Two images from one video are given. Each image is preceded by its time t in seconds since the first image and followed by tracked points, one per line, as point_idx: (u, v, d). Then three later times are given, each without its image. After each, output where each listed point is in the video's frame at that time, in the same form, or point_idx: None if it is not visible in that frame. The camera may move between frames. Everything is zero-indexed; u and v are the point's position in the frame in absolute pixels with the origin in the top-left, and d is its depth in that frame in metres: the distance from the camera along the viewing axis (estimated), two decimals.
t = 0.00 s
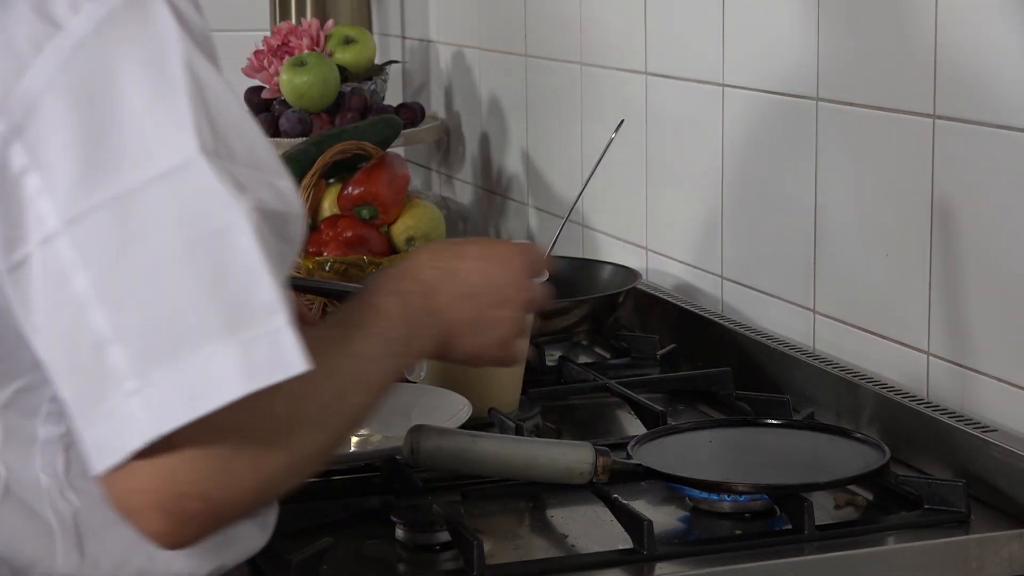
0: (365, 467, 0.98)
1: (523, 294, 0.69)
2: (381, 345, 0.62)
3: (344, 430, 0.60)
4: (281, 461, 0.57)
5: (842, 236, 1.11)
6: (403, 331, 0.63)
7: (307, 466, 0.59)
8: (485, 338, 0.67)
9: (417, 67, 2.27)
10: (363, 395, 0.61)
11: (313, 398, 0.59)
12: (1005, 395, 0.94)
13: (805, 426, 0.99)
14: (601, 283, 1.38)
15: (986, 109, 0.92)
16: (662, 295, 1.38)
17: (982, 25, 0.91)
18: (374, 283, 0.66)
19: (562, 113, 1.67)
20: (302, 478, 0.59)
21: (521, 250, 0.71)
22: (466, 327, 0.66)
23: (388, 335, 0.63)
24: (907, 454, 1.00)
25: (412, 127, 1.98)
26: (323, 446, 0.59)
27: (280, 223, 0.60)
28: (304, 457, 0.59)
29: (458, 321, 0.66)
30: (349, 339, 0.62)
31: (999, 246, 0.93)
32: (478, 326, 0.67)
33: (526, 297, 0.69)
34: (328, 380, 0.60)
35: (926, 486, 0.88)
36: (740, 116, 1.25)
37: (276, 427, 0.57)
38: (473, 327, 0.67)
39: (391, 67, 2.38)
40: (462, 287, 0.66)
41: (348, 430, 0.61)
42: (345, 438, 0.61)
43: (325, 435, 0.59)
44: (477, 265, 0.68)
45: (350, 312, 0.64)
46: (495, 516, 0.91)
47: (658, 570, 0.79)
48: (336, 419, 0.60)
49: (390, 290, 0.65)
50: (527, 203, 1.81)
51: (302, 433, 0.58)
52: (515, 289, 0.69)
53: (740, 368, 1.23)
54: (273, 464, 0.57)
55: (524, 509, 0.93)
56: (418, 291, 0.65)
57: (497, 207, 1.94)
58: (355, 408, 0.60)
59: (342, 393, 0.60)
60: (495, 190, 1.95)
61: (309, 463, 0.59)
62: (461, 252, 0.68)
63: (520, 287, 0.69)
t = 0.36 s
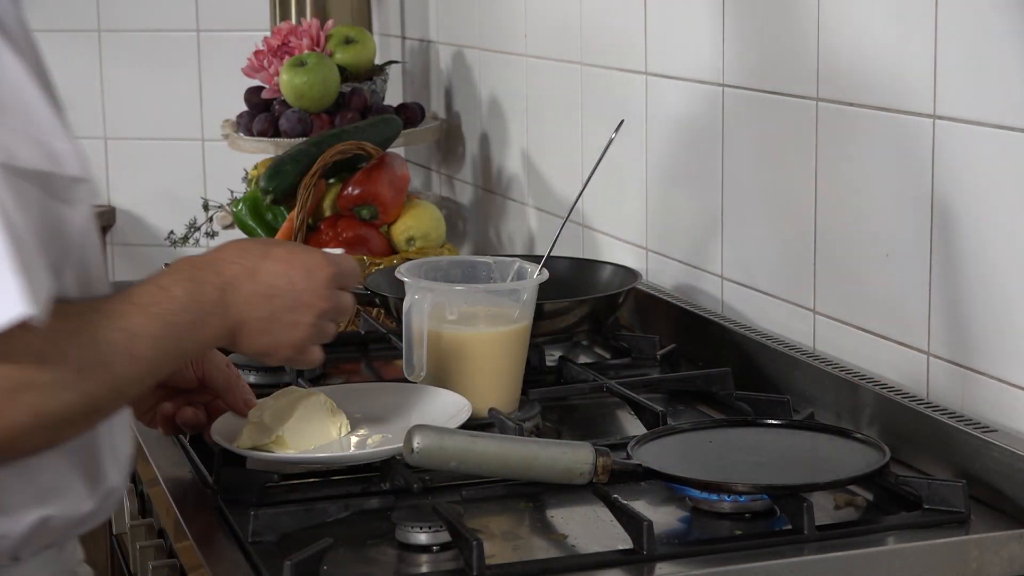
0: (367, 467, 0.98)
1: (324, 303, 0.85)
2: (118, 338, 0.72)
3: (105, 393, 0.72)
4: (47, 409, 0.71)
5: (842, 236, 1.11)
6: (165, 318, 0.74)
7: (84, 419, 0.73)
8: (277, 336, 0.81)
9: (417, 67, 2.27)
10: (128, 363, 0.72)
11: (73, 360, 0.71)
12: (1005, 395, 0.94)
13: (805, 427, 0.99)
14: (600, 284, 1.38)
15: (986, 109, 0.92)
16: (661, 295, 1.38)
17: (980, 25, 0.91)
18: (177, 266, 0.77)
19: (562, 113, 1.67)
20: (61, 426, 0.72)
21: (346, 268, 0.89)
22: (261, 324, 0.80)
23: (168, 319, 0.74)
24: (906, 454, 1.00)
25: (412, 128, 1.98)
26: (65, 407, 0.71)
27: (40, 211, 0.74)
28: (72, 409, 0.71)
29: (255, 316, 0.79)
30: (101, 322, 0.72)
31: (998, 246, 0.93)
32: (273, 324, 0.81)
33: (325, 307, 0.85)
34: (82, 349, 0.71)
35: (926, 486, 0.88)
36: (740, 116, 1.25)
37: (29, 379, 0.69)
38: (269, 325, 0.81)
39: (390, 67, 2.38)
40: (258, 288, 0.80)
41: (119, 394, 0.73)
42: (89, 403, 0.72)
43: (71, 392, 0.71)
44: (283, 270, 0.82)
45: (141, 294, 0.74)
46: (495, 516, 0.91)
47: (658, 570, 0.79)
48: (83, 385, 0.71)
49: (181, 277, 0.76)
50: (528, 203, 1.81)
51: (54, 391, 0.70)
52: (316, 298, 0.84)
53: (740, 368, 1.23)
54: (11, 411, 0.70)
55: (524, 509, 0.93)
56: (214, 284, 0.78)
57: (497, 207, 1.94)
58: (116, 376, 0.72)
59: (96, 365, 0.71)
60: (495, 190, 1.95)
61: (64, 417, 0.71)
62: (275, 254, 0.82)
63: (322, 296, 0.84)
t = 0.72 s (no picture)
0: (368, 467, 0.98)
1: (240, 299, 0.86)
2: None
3: None
4: None
5: (841, 237, 1.11)
6: (45, 303, 0.79)
7: None
8: (182, 328, 0.84)
9: (417, 68, 2.27)
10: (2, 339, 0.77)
11: None
12: (1005, 395, 0.94)
13: (805, 427, 0.99)
14: (600, 284, 1.38)
15: (986, 110, 0.92)
16: (661, 296, 1.38)
17: (979, 25, 0.91)
18: (81, 256, 0.82)
19: (561, 114, 1.67)
20: None
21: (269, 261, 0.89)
22: (166, 316, 0.84)
23: (40, 307, 0.79)
24: (906, 454, 1.00)
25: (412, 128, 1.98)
26: None
27: None
28: None
29: (158, 309, 0.83)
30: None
31: (997, 246, 0.93)
32: (178, 319, 0.84)
33: (241, 304, 0.86)
34: None
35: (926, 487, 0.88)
36: (740, 117, 1.25)
37: None
38: (175, 320, 0.84)
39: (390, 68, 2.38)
40: (159, 283, 0.83)
41: None
42: None
43: None
44: (193, 264, 0.84)
45: (30, 279, 0.80)
46: (495, 516, 0.91)
47: (658, 570, 0.79)
48: None
49: (79, 265, 0.81)
50: (528, 204, 1.81)
51: None
52: (228, 294, 0.85)
53: (740, 368, 1.23)
54: None
55: (524, 510, 0.93)
56: (115, 275, 0.82)
57: (497, 207, 1.94)
58: None
59: None
60: (495, 191, 1.95)
61: None
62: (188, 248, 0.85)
63: (237, 293, 0.86)
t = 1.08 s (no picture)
0: (367, 468, 0.98)
1: (234, 263, 0.84)
2: None
3: None
4: None
5: (842, 237, 1.11)
6: (39, 283, 0.78)
7: None
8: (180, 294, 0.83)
9: (417, 68, 2.27)
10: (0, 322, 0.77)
11: None
12: (1005, 395, 0.94)
13: (805, 427, 0.99)
14: (600, 284, 1.39)
15: (986, 110, 0.92)
16: (662, 296, 1.38)
17: (979, 25, 0.91)
18: (72, 232, 0.81)
19: (561, 114, 1.67)
20: None
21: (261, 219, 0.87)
22: (161, 285, 0.82)
23: (35, 286, 0.78)
24: (906, 454, 1.00)
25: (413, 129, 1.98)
26: None
27: None
28: None
29: (151, 279, 0.82)
30: None
31: (997, 246, 0.93)
32: (174, 286, 0.83)
33: (235, 266, 0.84)
34: None
35: (926, 487, 0.88)
36: (740, 117, 1.25)
37: None
38: (169, 288, 0.82)
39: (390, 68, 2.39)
40: (153, 253, 0.81)
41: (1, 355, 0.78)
42: None
43: None
44: (183, 231, 0.82)
45: (22, 260, 0.79)
46: (495, 517, 0.91)
47: (658, 570, 0.79)
48: None
49: (70, 243, 0.80)
50: (528, 204, 1.81)
51: None
52: (222, 257, 0.83)
53: (740, 368, 1.23)
54: None
55: (524, 511, 0.93)
56: (106, 250, 0.80)
57: (497, 207, 1.94)
58: None
59: None
60: (495, 191, 1.95)
61: None
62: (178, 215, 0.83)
63: (231, 257, 0.83)
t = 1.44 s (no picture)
0: (368, 468, 0.98)
1: (276, 269, 0.95)
2: (105, 300, 0.82)
3: (103, 347, 0.83)
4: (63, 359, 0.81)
5: (841, 237, 1.11)
6: (142, 282, 0.84)
7: (85, 371, 0.82)
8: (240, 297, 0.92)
9: (417, 68, 2.27)
10: (121, 315, 0.83)
11: (72, 317, 0.81)
12: (1005, 395, 0.94)
13: (805, 427, 0.99)
14: (600, 284, 1.39)
15: (986, 110, 0.92)
16: (662, 297, 1.38)
17: (979, 24, 0.91)
18: (146, 241, 0.88)
19: (562, 114, 1.67)
20: (76, 379, 0.82)
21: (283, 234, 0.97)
22: (222, 290, 0.91)
23: (141, 285, 0.84)
24: (906, 454, 1.00)
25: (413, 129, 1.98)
26: (71, 353, 0.81)
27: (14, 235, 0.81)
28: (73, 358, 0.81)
29: (214, 284, 0.90)
30: (89, 282, 0.82)
31: (996, 245, 0.93)
32: (232, 291, 0.91)
33: (277, 272, 0.95)
34: (94, 306, 0.82)
35: (926, 488, 0.88)
36: (740, 117, 1.25)
37: (40, 336, 0.79)
38: (228, 292, 0.91)
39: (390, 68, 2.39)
40: (216, 258, 0.90)
41: (112, 347, 0.83)
42: (96, 355, 0.82)
43: (81, 343, 0.81)
44: (237, 241, 0.92)
45: (119, 263, 0.85)
46: (495, 517, 0.91)
47: (659, 570, 0.79)
48: (86, 340, 0.82)
49: (152, 248, 0.87)
50: (528, 204, 1.81)
51: (71, 339, 0.81)
52: (268, 264, 0.94)
53: (740, 368, 1.23)
54: (52, 358, 0.80)
55: (524, 511, 0.93)
56: (182, 256, 0.88)
57: (497, 207, 1.94)
58: (102, 330, 0.82)
59: (88, 318, 0.81)
60: (495, 191, 1.95)
61: (69, 367, 0.81)
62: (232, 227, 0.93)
63: (274, 263, 0.94)
